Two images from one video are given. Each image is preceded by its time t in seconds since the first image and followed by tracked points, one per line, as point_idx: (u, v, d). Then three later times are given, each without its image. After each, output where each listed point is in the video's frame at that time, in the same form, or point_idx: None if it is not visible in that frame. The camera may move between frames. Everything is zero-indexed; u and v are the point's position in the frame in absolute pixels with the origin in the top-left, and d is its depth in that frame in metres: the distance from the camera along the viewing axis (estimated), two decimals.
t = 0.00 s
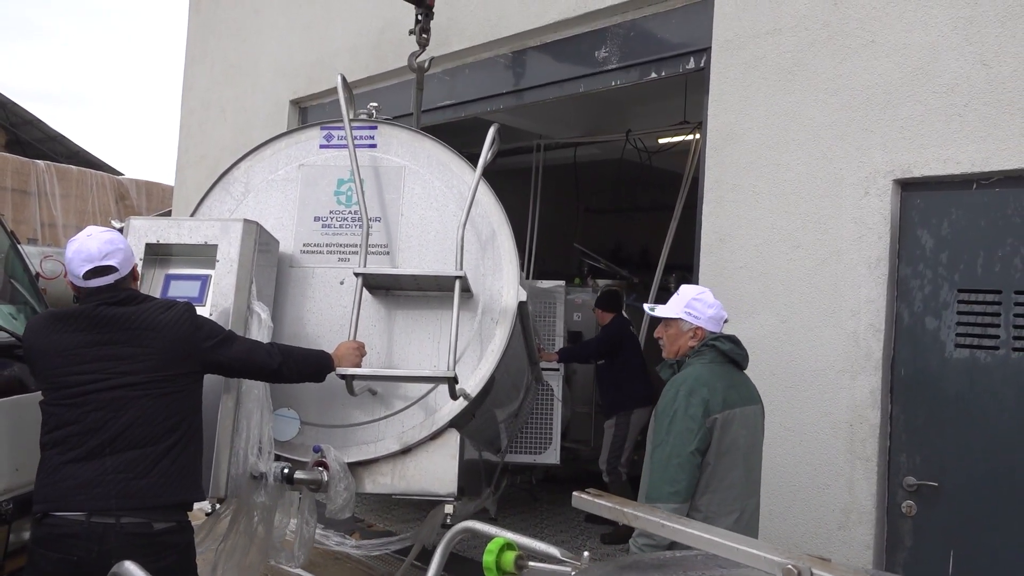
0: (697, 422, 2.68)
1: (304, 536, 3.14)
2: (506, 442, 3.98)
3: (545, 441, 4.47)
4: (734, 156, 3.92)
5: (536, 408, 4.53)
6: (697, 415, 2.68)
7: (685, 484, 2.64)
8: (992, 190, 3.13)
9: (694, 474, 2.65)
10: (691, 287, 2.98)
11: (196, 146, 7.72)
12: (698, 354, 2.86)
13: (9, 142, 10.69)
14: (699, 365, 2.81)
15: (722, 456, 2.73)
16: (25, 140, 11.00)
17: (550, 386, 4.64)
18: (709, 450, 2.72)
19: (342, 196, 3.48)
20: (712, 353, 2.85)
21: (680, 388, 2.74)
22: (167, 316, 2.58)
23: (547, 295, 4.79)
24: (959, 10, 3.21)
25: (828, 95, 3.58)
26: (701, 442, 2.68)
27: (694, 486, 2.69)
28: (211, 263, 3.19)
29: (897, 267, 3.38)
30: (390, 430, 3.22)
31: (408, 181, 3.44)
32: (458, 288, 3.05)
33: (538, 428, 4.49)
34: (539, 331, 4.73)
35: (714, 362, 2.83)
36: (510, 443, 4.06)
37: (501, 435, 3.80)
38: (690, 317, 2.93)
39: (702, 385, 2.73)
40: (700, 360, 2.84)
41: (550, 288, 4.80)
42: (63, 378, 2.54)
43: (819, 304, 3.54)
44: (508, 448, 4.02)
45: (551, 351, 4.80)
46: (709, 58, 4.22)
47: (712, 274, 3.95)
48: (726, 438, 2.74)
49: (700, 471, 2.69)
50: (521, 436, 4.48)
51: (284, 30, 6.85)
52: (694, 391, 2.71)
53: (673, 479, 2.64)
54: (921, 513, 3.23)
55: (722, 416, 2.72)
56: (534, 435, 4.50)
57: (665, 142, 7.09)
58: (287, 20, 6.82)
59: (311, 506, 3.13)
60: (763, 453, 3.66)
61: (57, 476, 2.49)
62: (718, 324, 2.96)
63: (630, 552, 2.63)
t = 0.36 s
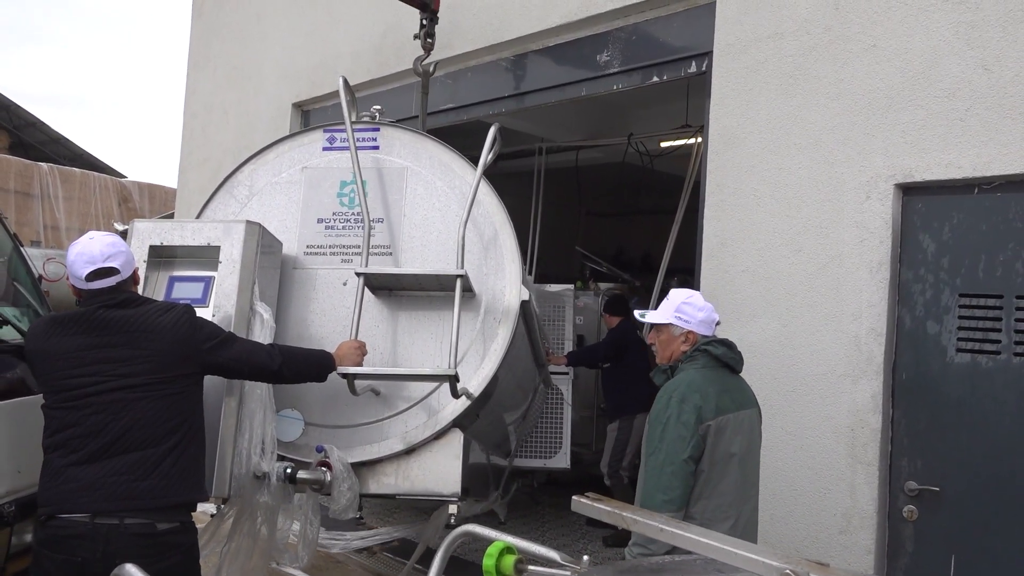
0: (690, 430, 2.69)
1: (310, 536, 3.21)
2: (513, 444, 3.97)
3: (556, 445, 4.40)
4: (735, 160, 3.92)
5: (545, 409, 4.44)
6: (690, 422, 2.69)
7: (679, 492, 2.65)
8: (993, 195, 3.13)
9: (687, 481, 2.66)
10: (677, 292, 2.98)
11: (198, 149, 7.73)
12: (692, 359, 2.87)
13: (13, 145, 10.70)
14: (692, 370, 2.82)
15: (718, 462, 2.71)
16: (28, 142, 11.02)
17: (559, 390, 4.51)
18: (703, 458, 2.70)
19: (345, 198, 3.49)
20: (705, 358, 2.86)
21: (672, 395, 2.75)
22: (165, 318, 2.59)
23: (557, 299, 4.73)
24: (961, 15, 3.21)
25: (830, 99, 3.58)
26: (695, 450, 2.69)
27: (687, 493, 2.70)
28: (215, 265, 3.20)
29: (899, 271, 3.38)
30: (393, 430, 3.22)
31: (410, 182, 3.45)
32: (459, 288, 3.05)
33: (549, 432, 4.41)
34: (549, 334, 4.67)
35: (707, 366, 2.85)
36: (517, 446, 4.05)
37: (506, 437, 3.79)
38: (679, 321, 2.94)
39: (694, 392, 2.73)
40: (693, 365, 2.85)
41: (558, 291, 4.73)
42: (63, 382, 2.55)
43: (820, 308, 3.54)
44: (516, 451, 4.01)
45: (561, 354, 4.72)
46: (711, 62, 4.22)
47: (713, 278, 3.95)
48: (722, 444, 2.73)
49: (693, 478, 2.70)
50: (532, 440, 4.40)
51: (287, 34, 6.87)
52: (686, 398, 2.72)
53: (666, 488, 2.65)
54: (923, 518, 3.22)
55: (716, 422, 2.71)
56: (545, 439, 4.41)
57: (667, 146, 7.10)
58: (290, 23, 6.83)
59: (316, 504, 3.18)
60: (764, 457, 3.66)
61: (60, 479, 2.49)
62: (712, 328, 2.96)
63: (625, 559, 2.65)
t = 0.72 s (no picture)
0: (684, 433, 2.71)
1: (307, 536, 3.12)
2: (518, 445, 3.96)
3: (566, 447, 4.37)
4: (737, 162, 3.92)
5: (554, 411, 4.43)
6: (684, 426, 2.71)
7: (674, 496, 2.67)
8: (995, 198, 3.14)
9: (682, 485, 2.68)
10: (679, 293, 3.01)
11: (200, 152, 7.74)
12: (687, 362, 2.90)
13: (16, 148, 10.74)
14: (687, 374, 2.84)
15: (714, 465, 2.73)
16: (32, 145, 11.06)
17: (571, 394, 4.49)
18: (699, 463, 2.73)
19: (343, 200, 3.48)
20: (701, 361, 2.88)
21: (667, 399, 2.77)
22: (157, 318, 2.61)
23: (565, 303, 4.72)
24: (962, 18, 3.22)
25: (831, 102, 3.59)
26: (690, 454, 2.71)
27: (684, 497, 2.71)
28: (211, 267, 3.21)
29: (901, 273, 3.37)
30: (390, 430, 3.21)
31: (407, 184, 3.45)
32: (452, 287, 3.05)
33: (560, 435, 4.38)
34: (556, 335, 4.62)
35: (702, 369, 2.86)
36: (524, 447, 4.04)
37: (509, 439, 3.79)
38: (662, 321, 3.01)
39: (689, 395, 2.75)
40: (688, 368, 2.87)
41: (568, 295, 4.74)
42: (59, 385, 2.58)
43: (822, 310, 3.54)
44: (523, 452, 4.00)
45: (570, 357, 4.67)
46: (712, 64, 4.24)
47: (714, 280, 3.95)
48: (719, 447, 2.75)
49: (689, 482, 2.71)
50: (542, 442, 4.38)
51: (289, 37, 6.88)
52: (681, 402, 2.74)
53: (661, 493, 2.67)
54: (925, 520, 3.22)
55: (710, 426, 2.73)
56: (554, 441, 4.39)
57: (669, 149, 7.11)
58: (293, 25, 6.84)
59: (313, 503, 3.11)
60: (765, 459, 3.65)
61: (57, 480, 2.53)
62: (695, 330, 2.96)
63: (623, 563, 2.67)
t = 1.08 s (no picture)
0: (677, 432, 2.71)
1: (301, 536, 3.09)
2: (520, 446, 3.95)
3: (576, 450, 4.36)
4: (739, 163, 3.91)
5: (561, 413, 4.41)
6: (677, 425, 2.72)
7: (665, 495, 2.68)
8: (999, 199, 3.13)
9: (673, 483, 2.69)
10: (681, 294, 3.02)
11: (203, 152, 7.75)
12: (684, 362, 2.89)
13: (19, 148, 10.76)
14: (684, 373, 2.84)
15: (709, 465, 2.73)
16: (35, 145, 11.08)
17: (580, 393, 4.47)
18: (693, 463, 2.72)
19: (340, 201, 3.48)
20: (698, 361, 2.87)
21: (662, 398, 2.77)
22: (148, 315, 2.63)
23: (575, 303, 4.70)
24: (966, 18, 3.21)
25: (834, 102, 3.58)
26: (683, 452, 2.71)
27: (677, 497, 2.71)
28: (206, 268, 3.21)
29: (904, 274, 3.36)
30: (387, 431, 3.21)
31: (404, 184, 3.45)
32: (444, 288, 3.03)
33: (566, 437, 4.37)
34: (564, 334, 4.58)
35: (699, 369, 2.86)
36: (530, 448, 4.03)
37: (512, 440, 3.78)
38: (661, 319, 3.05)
39: (684, 394, 2.75)
40: (685, 367, 2.87)
41: (577, 296, 4.74)
42: (51, 385, 2.59)
43: (824, 311, 3.53)
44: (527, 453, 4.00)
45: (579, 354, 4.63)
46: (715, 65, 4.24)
47: (717, 281, 3.94)
48: (714, 446, 2.74)
49: (683, 480, 2.72)
50: (551, 444, 4.38)
51: (292, 37, 6.89)
52: (675, 400, 2.75)
53: (653, 490, 2.68)
54: (928, 522, 3.21)
55: (704, 426, 2.73)
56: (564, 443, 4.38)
57: (672, 149, 7.10)
58: (296, 26, 6.84)
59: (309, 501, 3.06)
60: (767, 460, 3.64)
61: (55, 478, 2.53)
62: (691, 328, 2.96)
63: (617, 562, 2.68)
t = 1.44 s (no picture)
0: (677, 432, 2.71)
1: (300, 534, 3.11)
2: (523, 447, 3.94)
3: (581, 450, 4.36)
4: (743, 164, 3.91)
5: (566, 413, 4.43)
6: (678, 425, 2.71)
7: (664, 495, 2.68)
8: (1004, 201, 3.12)
9: (672, 483, 2.68)
10: (687, 296, 3.02)
11: (206, 152, 7.75)
12: (688, 362, 2.89)
13: (23, 148, 10.78)
14: (687, 374, 2.83)
15: (710, 466, 2.72)
16: (39, 145, 11.11)
17: (586, 396, 4.47)
18: (693, 464, 2.72)
19: (341, 202, 3.47)
20: (702, 362, 2.86)
21: (663, 398, 2.77)
22: (151, 316, 2.63)
23: (581, 304, 4.68)
24: (970, 19, 3.20)
25: (839, 103, 3.57)
26: (683, 453, 2.71)
27: (676, 498, 2.71)
28: (208, 269, 3.21)
29: (908, 276, 3.36)
30: (387, 431, 3.20)
31: (404, 186, 3.45)
32: (442, 288, 3.02)
33: (573, 436, 4.38)
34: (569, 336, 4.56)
35: (703, 370, 2.85)
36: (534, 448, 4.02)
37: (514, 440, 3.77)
38: (666, 319, 3.05)
39: (686, 395, 2.75)
40: (689, 368, 2.86)
41: (584, 296, 4.71)
42: (54, 386, 2.59)
43: (828, 313, 3.53)
44: (530, 453, 3.99)
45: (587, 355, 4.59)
46: (719, 66, 4.23)
47: (720, 282, 3.93)
48: (715, 448, 2.73)
49: (683, 480, 2.71)
50: (559, 443, 4.38)
51: (295, 37, 6.89)
52: (677, 401, 2.74)
53: (652, 490, 2.69)
54: (932, 524, 3.20)
55: (705, 426, 2.72)
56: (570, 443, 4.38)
57: (675, 150, 7.10)
58: (301, 27, 6.84)
59: (307, 501, 3.08)
60: (771, 462, 3.64)
61: (58, 478, 2.54)
62: (696, 329, 2.96)
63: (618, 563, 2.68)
